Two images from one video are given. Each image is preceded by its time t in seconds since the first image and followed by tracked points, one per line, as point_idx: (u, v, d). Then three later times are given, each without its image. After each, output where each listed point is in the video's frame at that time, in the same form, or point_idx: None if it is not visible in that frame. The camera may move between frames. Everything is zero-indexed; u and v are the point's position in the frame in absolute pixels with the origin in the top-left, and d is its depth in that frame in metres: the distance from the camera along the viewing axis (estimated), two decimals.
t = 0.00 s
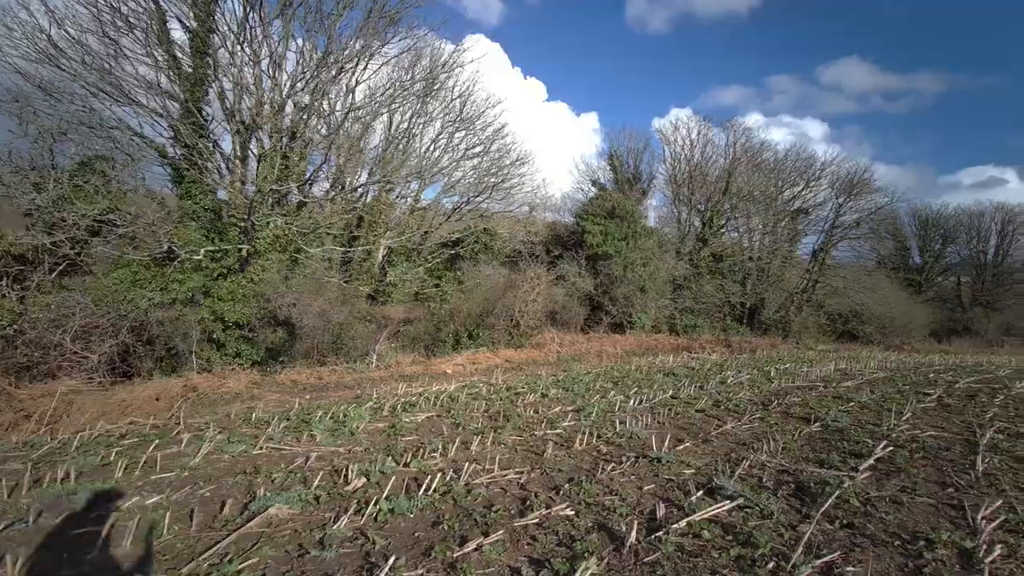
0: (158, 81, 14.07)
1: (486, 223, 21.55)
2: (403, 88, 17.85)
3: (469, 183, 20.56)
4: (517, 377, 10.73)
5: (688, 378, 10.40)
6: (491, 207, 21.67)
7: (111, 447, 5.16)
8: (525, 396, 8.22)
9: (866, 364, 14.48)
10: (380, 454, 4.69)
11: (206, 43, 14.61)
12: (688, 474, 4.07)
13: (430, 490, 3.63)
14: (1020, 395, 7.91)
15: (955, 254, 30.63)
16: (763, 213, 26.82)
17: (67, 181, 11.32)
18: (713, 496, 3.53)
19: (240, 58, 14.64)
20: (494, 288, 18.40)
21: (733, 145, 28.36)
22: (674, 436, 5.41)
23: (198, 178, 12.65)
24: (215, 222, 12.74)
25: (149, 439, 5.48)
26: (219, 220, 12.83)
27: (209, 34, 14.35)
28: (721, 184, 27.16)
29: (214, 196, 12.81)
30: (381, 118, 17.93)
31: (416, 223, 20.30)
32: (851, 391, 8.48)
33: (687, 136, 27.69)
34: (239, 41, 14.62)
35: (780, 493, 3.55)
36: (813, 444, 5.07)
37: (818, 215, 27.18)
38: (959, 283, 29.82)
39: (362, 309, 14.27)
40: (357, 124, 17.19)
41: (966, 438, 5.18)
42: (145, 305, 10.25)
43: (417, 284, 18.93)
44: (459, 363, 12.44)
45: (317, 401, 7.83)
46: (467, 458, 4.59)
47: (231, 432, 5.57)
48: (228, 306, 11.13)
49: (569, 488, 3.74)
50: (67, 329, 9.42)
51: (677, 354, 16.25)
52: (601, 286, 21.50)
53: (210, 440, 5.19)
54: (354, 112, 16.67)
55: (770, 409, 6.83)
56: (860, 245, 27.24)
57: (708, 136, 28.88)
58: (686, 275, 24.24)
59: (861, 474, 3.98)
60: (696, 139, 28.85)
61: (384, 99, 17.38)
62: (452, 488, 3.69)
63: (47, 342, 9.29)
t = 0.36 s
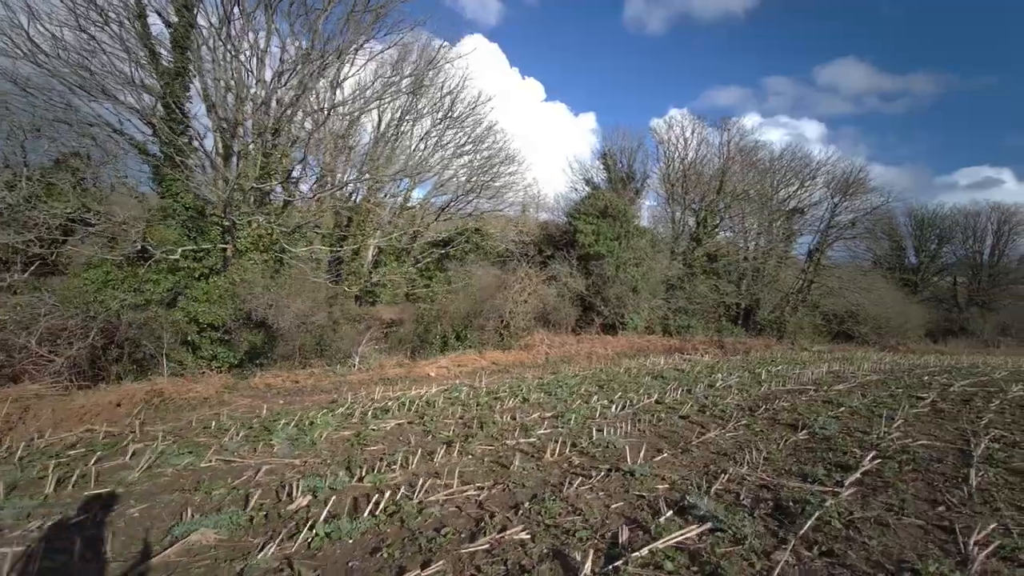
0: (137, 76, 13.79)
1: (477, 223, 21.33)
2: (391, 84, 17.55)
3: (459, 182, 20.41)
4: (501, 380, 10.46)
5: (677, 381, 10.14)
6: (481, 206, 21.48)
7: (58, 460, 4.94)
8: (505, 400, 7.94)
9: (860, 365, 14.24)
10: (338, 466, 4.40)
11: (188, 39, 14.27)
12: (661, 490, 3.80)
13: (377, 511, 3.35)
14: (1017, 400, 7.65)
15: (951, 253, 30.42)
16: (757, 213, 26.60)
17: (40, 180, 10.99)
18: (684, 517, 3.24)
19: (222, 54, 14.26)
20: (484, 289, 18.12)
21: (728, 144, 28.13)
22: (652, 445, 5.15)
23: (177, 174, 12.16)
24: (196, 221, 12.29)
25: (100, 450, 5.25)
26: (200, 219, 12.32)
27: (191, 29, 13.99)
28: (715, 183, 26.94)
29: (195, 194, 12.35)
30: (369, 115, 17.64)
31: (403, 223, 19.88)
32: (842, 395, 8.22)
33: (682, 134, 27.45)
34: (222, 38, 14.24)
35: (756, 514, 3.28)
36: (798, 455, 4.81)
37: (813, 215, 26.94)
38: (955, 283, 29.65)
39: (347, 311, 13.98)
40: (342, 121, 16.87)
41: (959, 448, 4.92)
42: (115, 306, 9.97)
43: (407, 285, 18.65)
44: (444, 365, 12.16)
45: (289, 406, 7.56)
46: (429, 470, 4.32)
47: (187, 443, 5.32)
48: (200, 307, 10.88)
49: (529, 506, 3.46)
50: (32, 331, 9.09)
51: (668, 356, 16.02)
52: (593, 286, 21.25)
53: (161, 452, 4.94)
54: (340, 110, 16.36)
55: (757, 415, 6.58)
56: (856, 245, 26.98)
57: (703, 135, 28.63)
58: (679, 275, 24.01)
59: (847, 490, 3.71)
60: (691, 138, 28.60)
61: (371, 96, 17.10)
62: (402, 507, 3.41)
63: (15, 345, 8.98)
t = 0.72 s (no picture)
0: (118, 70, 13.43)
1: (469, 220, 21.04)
2: (380, 79, 17.17)
3: (450, 179, 20.04)
4: (488, 381, 10.15)
5: (668, 382, 9.84)
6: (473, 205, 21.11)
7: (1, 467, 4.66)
8: (488, 402, 7.63)
9: (857, 365, 13.96)
10: (294, 475, 4.09)
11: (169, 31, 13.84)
12: (639, 502, 3.51)
13: (322, 527, 3.05)
14: (1019, 401, 7.37)
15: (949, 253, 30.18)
16: (754, 211, 26.29)
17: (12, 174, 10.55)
18: (665, 534, 2.94)
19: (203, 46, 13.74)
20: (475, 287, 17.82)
21: (724, 141, 27.83)
22: (636, 450, 4.85)
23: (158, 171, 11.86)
24: (178, 218, 12.00)
25: (47, 457, 4.96)
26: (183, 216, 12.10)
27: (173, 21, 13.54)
28: (711, 180, 26.66)
29: (178, 191, 12.02)
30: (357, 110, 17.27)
31: (393, 221, 19.51)
32: (838, 396, 7.93)
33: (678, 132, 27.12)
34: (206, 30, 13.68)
35: (739, 531, 2.99)
36: (790, 461, 4.51)
37: (810, 213, 26.65)
38: (952, 283, 29.43)
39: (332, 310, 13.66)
40: (329, 116, 16.46)
41: (961, 453, 4.63)
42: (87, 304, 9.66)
43: (397, 284, 18.32)
44: (430, 365, 11.84)
45: (260, 408, 7.25)
46: (393, 479, 4.00)
47: (141, 451, 5.03)
48: (175, 306, 10.56)
49: (492, 521, 3.16)
50: None
51: (662, 355, 15.73)
52: (587, 285, 20.95)
53: (110, 461, 4.65)
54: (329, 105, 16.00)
55: (749, 418, 6.28)
56: (853, 244, 26.70)
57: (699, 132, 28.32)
58: (674, 274, 23.73)
59: (841, 502, 3.41)
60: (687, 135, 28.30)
61: (359, 91, 16.72)
62: (352, 522, 3.10)
63: None
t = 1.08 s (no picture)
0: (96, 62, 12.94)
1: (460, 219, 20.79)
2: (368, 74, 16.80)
3: (440, 177, 19.73)
4: (473, 383, 9.88)
5: (656, 384, 9.60)
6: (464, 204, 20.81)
7: None
8: (468, 405, 7.34)
9: (851, 366, 13.75)
10: (243, 489, 3.80)
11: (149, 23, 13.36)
12: (610, 518, 3.24)
13: (256, 551, 2.81)
14: (1016, 405, 7.14)
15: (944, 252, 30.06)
16: (749, 210, 26.04)
17: None
18: (633, 559, 2.69)
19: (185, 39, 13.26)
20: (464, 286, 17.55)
21: (719, 140, 27.61)
22: (614, 459, 4.58)
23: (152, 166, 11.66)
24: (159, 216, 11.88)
25: None
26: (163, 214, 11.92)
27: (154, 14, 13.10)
28: (705, 178, 26.45)
29: (158, 188, 11.76)
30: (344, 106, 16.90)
31: (382, 219, 19.20)
32: (829, 399, 7.69)
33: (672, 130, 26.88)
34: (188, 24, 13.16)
35: (713, 556, 2.75)
36: (776, 471, 4.24)
37: (805, 212, 26.44)
38: (947, 283, 29.28)
39: (316, 310, 13.34)
40: (316, 112, 16.10)
41: (957, 462, 4.38)
42: (58, 304, 9.34)
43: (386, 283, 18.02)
44: (415, 366, 11.55)
45: (230, 412, 6.97)
46: (348, 492, 3.73)
47: (91, 460, 4.75)
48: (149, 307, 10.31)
49: (446, 544, 2.90)
50: None
51: (653, 356, 15.49)
52: (579, 285, 20.72)
53: (53, 472, 4.39)
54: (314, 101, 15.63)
55: (736, 423, 6.02)
56: (848, 244, 26.53)
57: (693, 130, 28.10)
58: (668, 273, 23.52)
59: (827, 520, 3.16)
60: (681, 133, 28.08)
61: (346, 86, 16.36)
62: (290, 545, 2.86)
63: None
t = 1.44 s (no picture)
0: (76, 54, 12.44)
1: (451, 218, 20.51)
2: (355, 69, 16.44)
3: (430, 175, 19.42)
4: (455, 385, 9.58)
5: (644, 386, 9.32)
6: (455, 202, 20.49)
7: None
8: (444, 408, 7.05)
9: (845, 367, 13.47)
10: (180, 506, 3.54)
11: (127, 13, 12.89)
12: (571, 538, 2.97)
13: None
14: (1013, 407, 6.87)
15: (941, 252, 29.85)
16: (744, 208, 25.76)
17: None
18: None
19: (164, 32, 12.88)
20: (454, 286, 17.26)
21: (713, 138, 27.35)
22: (586, 468, 4.29)
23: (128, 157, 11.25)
24: (138, 213, 11.52)
25: None
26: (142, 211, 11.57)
27: (132, 6, 12.70)
28: (700, 177, 26.19)
29: (135, 185, 11.38)
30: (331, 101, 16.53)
31: (371, 217, 18.88)
32: (821, 402, 7.40)
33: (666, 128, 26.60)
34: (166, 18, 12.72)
35: None
36: (759, 482, 3.96)
37: (801, 211, 26.19)
38: (944, 282, 29.08)
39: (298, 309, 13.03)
40: (301, 108, 15.74)
41: (954, 472, 4.09)
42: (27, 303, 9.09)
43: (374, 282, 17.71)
44: (398, 367, 11.26)
45: (193, 418, 6.67)
46: (292, 507, 3.45)
47: (31, 470, 4.55)
48: (119, 307, 9.92)
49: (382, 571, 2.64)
50: None
51: (644, 356, 15.23)
52: (571, 284, 20.46)
53: None
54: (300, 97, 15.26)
55: (721, 428, 5.74)
56: (844, 243, 26.28)
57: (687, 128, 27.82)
58: (661, 272, 23.28)
59: (811, 542, 2.88)
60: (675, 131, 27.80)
61: (332, 81, 15.97)
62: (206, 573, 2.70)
63: None
